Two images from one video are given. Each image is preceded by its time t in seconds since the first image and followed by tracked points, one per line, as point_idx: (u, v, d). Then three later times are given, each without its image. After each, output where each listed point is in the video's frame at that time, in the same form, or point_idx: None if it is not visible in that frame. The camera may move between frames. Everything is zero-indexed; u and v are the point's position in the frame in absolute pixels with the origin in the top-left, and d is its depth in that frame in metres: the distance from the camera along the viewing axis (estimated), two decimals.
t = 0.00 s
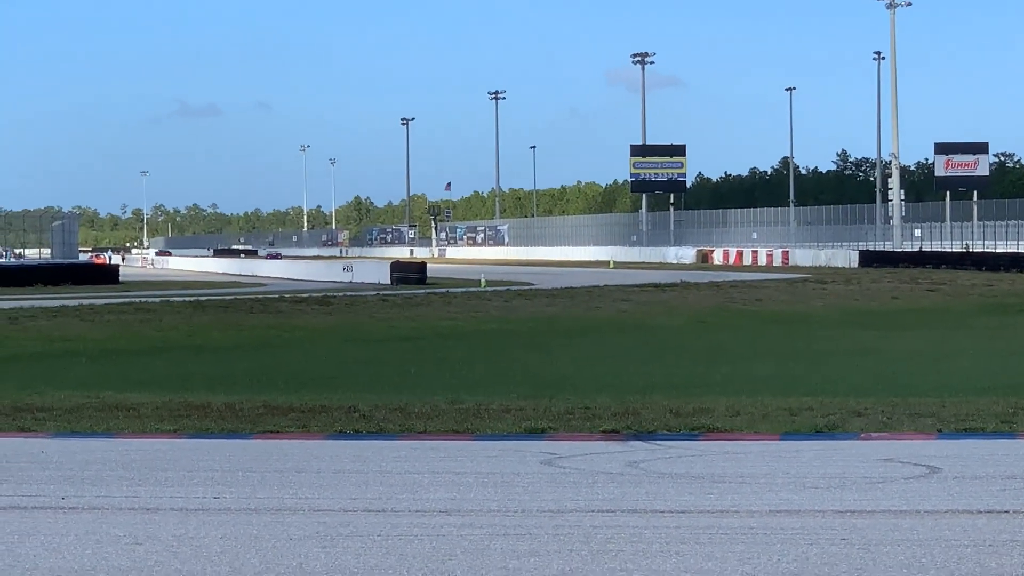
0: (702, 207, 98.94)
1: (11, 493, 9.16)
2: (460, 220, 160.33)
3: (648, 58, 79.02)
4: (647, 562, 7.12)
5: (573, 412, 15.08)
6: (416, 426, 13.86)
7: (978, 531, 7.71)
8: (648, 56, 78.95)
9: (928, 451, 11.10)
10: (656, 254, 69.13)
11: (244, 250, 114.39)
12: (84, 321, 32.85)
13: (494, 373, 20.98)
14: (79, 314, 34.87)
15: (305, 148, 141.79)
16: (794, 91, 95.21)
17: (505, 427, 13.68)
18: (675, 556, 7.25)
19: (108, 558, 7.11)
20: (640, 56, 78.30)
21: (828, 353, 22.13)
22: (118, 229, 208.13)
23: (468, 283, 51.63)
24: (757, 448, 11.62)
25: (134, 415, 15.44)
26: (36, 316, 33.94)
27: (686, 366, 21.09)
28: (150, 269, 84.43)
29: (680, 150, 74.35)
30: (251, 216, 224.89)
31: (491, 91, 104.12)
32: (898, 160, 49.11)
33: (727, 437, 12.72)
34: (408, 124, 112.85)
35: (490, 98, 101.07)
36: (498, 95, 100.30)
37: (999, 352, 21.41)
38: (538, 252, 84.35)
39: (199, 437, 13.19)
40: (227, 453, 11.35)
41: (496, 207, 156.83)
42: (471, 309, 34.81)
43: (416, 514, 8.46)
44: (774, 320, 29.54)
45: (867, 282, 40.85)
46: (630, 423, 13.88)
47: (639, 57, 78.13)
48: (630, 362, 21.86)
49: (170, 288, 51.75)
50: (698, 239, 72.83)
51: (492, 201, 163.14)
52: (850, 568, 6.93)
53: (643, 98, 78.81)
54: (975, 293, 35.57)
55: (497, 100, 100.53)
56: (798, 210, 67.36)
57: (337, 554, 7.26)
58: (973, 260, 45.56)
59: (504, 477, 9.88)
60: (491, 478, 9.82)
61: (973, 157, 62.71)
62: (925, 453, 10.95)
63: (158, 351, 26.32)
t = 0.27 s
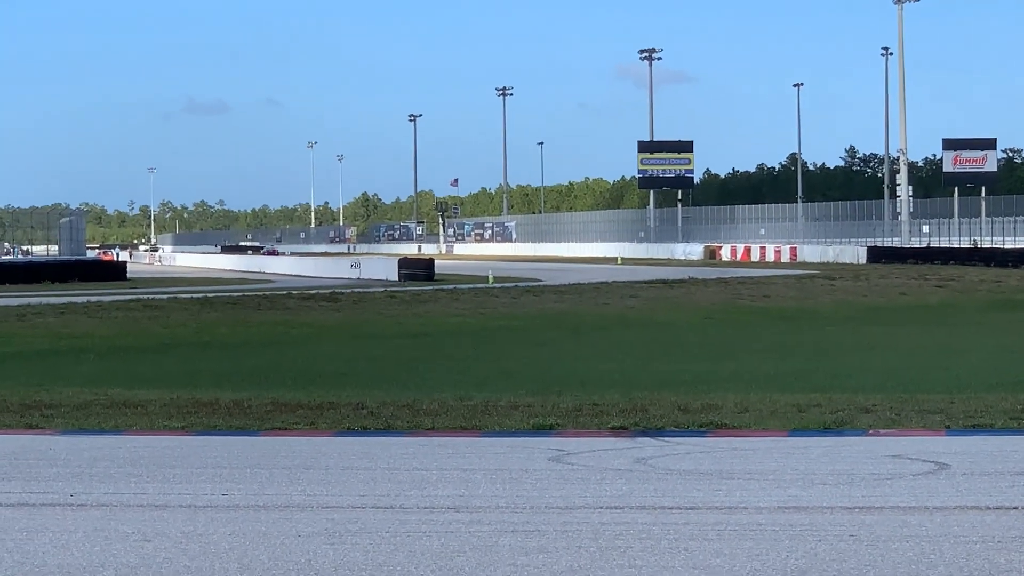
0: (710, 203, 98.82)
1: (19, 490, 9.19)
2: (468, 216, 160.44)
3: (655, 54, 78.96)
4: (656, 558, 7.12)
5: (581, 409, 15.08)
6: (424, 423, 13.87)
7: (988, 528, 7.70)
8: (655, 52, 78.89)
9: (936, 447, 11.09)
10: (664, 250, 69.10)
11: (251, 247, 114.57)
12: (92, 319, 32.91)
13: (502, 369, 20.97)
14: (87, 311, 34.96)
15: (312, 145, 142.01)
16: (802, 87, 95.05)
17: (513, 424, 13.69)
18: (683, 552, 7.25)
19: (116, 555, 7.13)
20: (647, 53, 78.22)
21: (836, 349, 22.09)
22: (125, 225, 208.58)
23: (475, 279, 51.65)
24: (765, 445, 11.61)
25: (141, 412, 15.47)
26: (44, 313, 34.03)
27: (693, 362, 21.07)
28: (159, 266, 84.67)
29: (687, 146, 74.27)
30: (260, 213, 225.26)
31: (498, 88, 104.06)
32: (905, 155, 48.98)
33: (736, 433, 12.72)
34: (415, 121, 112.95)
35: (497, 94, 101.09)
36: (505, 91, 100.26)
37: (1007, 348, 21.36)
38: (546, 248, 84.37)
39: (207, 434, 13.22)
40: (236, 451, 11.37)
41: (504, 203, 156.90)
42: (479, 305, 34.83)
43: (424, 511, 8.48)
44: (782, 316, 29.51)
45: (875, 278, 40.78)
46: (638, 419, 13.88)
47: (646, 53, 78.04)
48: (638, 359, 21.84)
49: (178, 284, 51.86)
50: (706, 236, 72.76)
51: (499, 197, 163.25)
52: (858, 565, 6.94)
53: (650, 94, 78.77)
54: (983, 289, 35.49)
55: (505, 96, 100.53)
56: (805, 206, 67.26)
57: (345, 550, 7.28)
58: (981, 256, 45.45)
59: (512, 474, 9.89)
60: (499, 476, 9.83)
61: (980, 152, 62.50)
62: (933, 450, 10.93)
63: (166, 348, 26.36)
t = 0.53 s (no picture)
0: (717, 198, 98.76)
1: (28, 487, 9.25)
2: (476, 213, 160.72)
3: (662, 51, 78.96)
4: (664, 554, 7.15)
5: (590, 404, 15.13)
6: (433, 419, 13.92)
7: (994, 523, 7.73)
8: (662, 48, 78.88)
9: (943, 442, 11.11)
10: (671, 246, 69.09)
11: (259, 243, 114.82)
12: (100, 315, 33.03)
13: (510, 365, 21.02)
14: (94, 308, 35.06)
15: (320, 141, 142.17)
16: (809, 83, 95.08)
17: (522, 419, 13.75)
18: (691, 549, 7.29)
19: (126, 552, 7.19)
20: (654, 48, 78.17)
21: (843, 345, 22.10)
22: (133, 222, 209.07)
23: (483, 275, 51.69)
24: (773, 441, 11.64)
25: (149, 408, 15.55)
26: (52, 310, 34.16)
27: (702, 358, 21.09)
28: (167, 263, 84.87)
29: (694, 142, 74.23)
30: (267, 210, 225.82)
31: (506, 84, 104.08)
32: (912, 151, 48.91)
33: (744, 429, 12.74)
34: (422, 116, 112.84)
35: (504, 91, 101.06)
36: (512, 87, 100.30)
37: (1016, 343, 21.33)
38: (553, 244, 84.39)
39: (215, 430, 13.28)
40: (244, 447, 11.43)
41: (512, 199, 157.04)
42: (487, 302, 34.87)
43: (433, 507, 8.53)
44: (790, 311, 29.52)
45: (881, 274, 40.77)
46: (646, 415, 13.92)
47: (653, 49, 78.07)
48: (647, 355, 21.86)
49: (186, 281, 52.00)
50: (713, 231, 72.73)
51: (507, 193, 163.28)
52: (865, 560, 6.97)
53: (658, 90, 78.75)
54: (990, 284, 35.43)
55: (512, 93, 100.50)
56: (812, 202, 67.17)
57: (353, 547, 7.32)
58: (988, 251, 45.40)
59: (520, 470, 9.94)
60: (507, 471, 9.87)
61: (988, 148, 62.30)
62: (941, 445, 10.94)
63: (174, 345, 26.46)
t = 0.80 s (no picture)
0: (728, 192, 98.62)
1: (41, 482, 9.33)
2: (487, 208, 160.79)
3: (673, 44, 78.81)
4: (676, 548, 7.20)
5: (601, 399, 15.18)
6: (445, 413, 13.98)
7: (1006, 516, 7.75)
8: (673, 42, 78.73)
9: (955, 435, 11.13)
10: (683, 241, 69.03)
11: (271, 238, 115.10)
12: (112, 311, 33.18)
13: (522, 359, 21.09)
14: (106, 303, 35.21)
15: (331, 136, 142.36)
16: (820, 76, 94.84)
17: (534, 414, 13.81)
18: (703, 542, 7.33)
19: (139, 546, 7.27)
20: (665, 42, 78.03)
21: (855, 338, 22.10)
22: (145, 217, 209.67)
23: (494, 270, 51.75)
24: (784, 434, 11.67)
25: (161, 404, 15.65)
26: (64, 306, 34.33)
27: (713, 352, 21.12)
28: (179, 258, 85.15)
29: (706, 135, 74.10)
30: (279, 204, 226.26)
31: (516, 79, 104.05)
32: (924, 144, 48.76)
33: (756, 423, 12.77)
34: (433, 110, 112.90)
35: (515, 85, 101.06)
36: (523, 82, 100.26)
37: None
38: (564, 238, 84.39)
39: (227, 425, 13.37)
40: (257, 442, 11.51)
41: (523, 194, 157.08)
42: (498, 296, 34.92)
43: (444, 501, 8.58)
44: (802, 305, 29.50)
45: (893, 267, 40.67)
46: (658, 409, 13.96)
47: (664, 43, 77.92)
48: (659, 349, 21.90)
49: (199, 276, 52.17)
50: (725, 225, 72.62)
51: (518, 187, 163.36)
52: (877, 553, 7.00)
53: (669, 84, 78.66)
54: (1003, 278, 35.34)
55: (523, 87, 100.50)
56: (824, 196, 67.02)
57: (364, 541, 7.38)
58: (1000, 245, 45.26)
59: (532, 464, 9.99)
60: (519, 465, 9.93)
61: (1000, 141, 62.07)
62: (953, 438, 10.95)
63: (186, 340, 26.60)
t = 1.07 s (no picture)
0: (743, 186, 98.40)
1: (57, 476, 9.43)
2: (502, 201, 160.93)
3: (688, 38, 78.63)
4: (691, 542, 7.24)
5: (616, 392, 15.24)
6: (460, 408, 14.05)
7: (1022, 510, 7.76)
8: (688, 36, 78.55)
9: (970, 429, 11.14)
10: (698, 234, 68.93)
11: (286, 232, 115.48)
12: (127, 305, 33.39)
13: (536, 354, 21.16)
14: (121, 298, 35.39)
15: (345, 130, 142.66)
16: (835, 69, 94.54)
17: (549, 408, 13.86)
18: (718, 536, 7.37)
19: (153, 540, 7.33)
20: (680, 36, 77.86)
21: (869, 332, 22.09)
22: (161, 211, 210.52)
23: (508, 264, 51.80)
24: (799, 428, 11.70)
25: (177, 398, 15.77)
26: (79, 300, 34.54)
27: (727, 345, 21.15)
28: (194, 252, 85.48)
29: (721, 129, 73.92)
30: (294, 198, 226.89)
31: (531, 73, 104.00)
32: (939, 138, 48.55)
33: (771, 416, 12.80)
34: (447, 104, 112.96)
35: (530, 79, 101.03)
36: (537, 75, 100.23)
37: None
38: (579, 232, 84.37)
39: (242, 419, 13.48)
40: (273, 436, 11.59)
41: (538, 187, 157.13)
42: (513, 290, 34.99)
43: (460, 495, 8.64)
44: (816, 299, 29.46)
45: (908, 261, 40.53)
46: (673, 403, 13.99)
47: (679, 37, 77.76)
48: (673, 343, 21.93)
49: (214, 270, 52.39)
50: (739, 219, 72.49)
51: (533, 181, 163.45)
52: (893, 547, 7.03)
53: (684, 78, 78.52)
54: (1019, 271, 35.20)
55: (537, 81, 100.45)
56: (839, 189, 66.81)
57: (380, 536, 7.45)
58: (1016, 238, 45.06)
59: (547, 458, 10.05)
60: (534, 459, 9.98)
61: (1015, 134, 61.75)
62: (968, 432, 10.96)
63: (202, 334, 26.74)
